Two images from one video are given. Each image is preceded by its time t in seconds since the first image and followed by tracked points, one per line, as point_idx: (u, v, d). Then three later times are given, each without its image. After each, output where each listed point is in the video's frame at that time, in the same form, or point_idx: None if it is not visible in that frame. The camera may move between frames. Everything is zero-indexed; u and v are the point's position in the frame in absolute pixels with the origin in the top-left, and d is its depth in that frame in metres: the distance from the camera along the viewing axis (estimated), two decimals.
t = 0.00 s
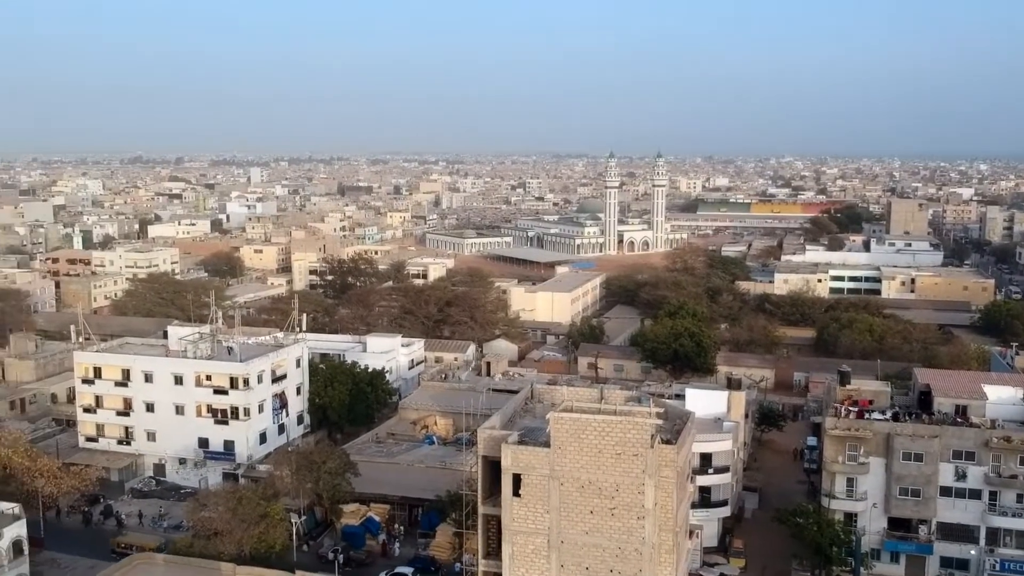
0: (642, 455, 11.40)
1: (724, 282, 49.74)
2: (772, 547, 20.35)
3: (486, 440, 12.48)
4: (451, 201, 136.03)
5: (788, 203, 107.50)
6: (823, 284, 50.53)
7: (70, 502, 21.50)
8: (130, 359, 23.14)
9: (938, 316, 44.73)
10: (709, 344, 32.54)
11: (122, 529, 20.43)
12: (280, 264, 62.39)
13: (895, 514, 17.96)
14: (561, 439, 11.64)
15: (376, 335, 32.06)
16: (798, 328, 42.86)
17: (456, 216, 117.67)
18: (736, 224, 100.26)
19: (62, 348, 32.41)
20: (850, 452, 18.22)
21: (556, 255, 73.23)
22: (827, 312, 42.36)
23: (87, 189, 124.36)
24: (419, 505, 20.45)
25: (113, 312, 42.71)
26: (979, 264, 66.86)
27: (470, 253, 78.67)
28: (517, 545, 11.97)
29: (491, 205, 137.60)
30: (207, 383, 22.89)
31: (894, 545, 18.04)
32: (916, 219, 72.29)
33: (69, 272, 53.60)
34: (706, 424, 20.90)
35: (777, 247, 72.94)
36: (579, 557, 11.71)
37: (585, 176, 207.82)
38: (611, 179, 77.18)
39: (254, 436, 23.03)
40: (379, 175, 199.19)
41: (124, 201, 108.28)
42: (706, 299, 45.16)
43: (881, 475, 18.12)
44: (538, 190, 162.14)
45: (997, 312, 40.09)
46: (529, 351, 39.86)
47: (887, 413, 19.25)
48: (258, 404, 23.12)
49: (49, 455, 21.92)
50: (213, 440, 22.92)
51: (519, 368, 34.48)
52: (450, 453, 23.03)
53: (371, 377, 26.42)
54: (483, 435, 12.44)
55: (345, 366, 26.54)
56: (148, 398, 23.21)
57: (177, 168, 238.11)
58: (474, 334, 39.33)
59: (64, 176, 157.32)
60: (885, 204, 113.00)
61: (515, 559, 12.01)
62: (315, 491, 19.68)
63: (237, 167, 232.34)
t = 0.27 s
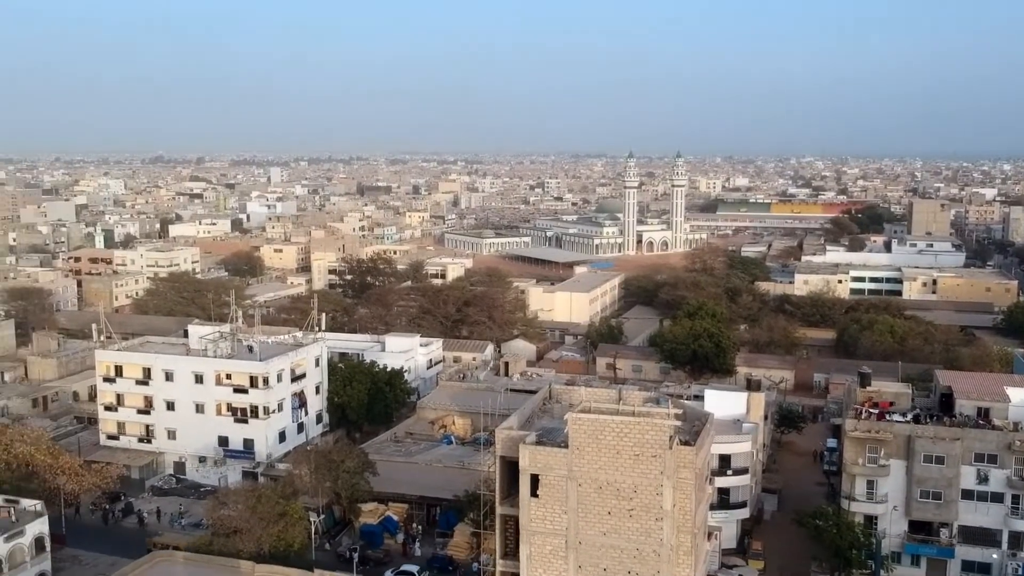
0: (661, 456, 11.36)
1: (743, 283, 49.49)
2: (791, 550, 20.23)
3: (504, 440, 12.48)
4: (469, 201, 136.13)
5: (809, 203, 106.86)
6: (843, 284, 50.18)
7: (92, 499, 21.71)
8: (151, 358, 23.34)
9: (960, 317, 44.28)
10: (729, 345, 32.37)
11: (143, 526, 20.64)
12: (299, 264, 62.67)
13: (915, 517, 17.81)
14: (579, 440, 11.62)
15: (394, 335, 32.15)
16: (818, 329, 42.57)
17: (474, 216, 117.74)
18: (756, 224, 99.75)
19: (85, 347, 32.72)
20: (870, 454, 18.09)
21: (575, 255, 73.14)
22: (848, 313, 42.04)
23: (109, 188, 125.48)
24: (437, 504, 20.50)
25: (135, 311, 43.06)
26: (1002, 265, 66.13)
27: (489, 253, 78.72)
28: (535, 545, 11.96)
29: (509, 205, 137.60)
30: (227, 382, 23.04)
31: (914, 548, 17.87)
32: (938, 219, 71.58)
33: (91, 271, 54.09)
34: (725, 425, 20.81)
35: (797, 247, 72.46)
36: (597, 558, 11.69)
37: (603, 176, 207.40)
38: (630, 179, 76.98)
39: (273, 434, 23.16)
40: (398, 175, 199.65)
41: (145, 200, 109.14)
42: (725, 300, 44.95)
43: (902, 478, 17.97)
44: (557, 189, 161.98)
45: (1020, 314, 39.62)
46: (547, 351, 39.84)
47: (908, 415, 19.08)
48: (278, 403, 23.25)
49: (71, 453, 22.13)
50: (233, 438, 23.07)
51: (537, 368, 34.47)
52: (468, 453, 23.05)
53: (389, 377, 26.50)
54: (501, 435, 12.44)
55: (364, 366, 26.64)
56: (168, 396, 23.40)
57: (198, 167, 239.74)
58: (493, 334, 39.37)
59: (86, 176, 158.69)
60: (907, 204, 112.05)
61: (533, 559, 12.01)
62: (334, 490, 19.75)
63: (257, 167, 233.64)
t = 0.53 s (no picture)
0: (680, 457, 11.32)
1: (763, 283, 49.22)
2: (810, 552, 20.09)
3: (522, 441, 12.47)
4: (488, 201, 136.23)
5: (830, 203, 106.14)
6: (864, 285, 49.81)
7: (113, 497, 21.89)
8: (172, 357, 23.53)
9: (983, 319, 43.81)
10: (748, 346, 32.19)
11: (163, 524, 20.81)
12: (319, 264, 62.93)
13: (936, 520, 17.64)
14: (597, 440, 11.59)
15: (412, 334, 32.24)
16: (839, 330, 42.26)
17: (493, 216, 117.79)
18: (776, 224, 99.18)
19: (106, 345, 33.03)
20: (890, 457, 17.94)
21: (594, 256, 73.01)
22: (869, 315, 41.71)
23: (131, 188, 126.63)
24: (455, 504, 20.52)
25: (156, 310, 43.44)
26: None
27: (507, 253, 78.73)
28: (552, 546, 11.95)
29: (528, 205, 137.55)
30: (246, 381, 23.19)
31: (935, 551, 17.71)
32: (961, 219, 70.85)
33: (113, 270, 54.59)
34: (744, 427, 20.70)
35: (818, 248, 71.93)
36: (615, 559, 11.67)
37: (622, 176, 206.87)
38: (649, 179, 76.75)
39: (292, 433, 23.28)
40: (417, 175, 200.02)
41: (166, 200, 110.05)
42: (744, 300, 44.74)
43: (923, 481, 17.81)
44: (576, 190, 161.75)
45: None
46: (565, 351, 39.81)
47: (929, 417, 18.91)
48: (297, 402, 23.38)
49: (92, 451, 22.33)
50: (253, 437, 23.22)
51: (555, 368, 34.42)
52: (486, 453, 23.06)
53: (407, 376, 26.58)
54: (519, 435, 12.43)
55: (382, 365, 26.73)
56: (188, 394, 23.57)
57: (219, 167, 241.43)
58: (511, 334, 39.39)
59: (109, 176, 160.15)
60: (929, 205, 111.06)
61: (551, 560, 11.99)
62: (352, 489, 19.82)
63: (278, 168, 235.03)
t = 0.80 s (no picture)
0: (698, 459, 11.27)
1: (783, 284, 48.95)
2: (830, 554, 19.95)
3: (540, 441, 12.46)
4: (507, 201, 136.32)
5: (851, 203, 105.40)
6: (885, 286, 49.40)
7: (133, 495, 22.07)
8: (192, 355, 23.71)
9: (1006, 320, 43.34)
10: (768, 347, 32.01)
11: (183, 522, 20.98)
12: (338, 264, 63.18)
13: (957, 523, 17.47)
14: (615, 441, 11.56)
15: (431, 334, 32.30)
16: (860, 331, 41.95)
17: (512, 216, 117.87)
18: (796, 225, 98.59)
19: (128, 344, 33.31)
20: (911, 459, 17.81)
21: (612, 256, 72.86)
22: (890, 316, 41.37)
23: (152, 188, 127.75)
24: (473, 503, 20.54)
25: (177, 309, 43.78)
26: None
27: (526, 253, 78.73)
28: (570, 546, 11.94)
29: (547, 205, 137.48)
30: (266, 380, 23.32)
31: (957, 555, 17.54)
32: (984, 220, 70.12)
33: (134, 269, 55.06)
34: (764, 428, 20.59)
35: (838, 248, 71.41)
36: (633, 560, 11.65)
37: (641, 176, 206.34)
38: (668, 180, 76.51)
39: (311, 432, 23.38)
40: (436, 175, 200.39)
41: (187, 200, 110.88)
42: (764, 301, 44.49)
43: (944, 484, 17.63)
44: (595, 190, 161.49)
45: None
46: (584, 351, 39.76)
47: (951, 419, 18.73)
48: (316, 400, 23.48)
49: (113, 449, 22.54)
50: (272, 436, 23.35)
51: (574, 369, 34.39)
52: (504, 453, 23.07)
53: (426, 376, 26.65)
54: (537, 435, 12.42)
55: (401, 365, 26.79)
56: (209, 393, 23.72)
57: (240, 167, 243.08)
58: (529, 334, 39.37)
59: (131, 176, 161.55)
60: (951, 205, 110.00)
61: (569, 561, 11.97)
62: (371, 488, 19.89)
63: (297, 167, 236.27)
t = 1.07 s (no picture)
0: (717, 460, 11.23)
1: (804, 285, 48.61)
2: (851, 557, 19.79)
3: (558, 441, 12.45)
4: (526, 201, 136.29)
5: (872, 203, 104.54)
6: (907, 288, 48.95)
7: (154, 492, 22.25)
8: (213, 354, 23.86)
9: None
10: (789, 348, 31.81)
11: (203, 520, 21.12)
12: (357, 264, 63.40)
13: (980, 526, 17.27)
14: (634, 442, 11.53)
15: (449, 334, 32.34)
16: (881, 333, 41.58)
17: (530, 215, 117.83)
18: (817, 225, 97.91)
19: (149, 342, 33.61)
20: (933, 462, 17.62)
21: (632, 256, 72.66)
22: (912, 317, 40.98)
23: (174, 188, 128.81)
24: (491, 503, 20.54)
25: (198, 308, 44.11)
26: None
27: (545, 253, 78.68)
28: (588, 547, 11.91)
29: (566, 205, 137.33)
30: (286, 378, 23.45)
31: (979, 558, 17.31)
32: (1008, 220, 69.31)
33: (155, 268, 55.52)
34: (784, 430, 20.47)
35: (860, 249, 70.82)
36: (651, 561, 11.60)
37: (661, 176, 205.67)
38: (688, 180, 76.19)
39: (330, 431, 23.49)
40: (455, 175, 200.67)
41: (208, 199, 111.74)
42: (784, 302, 44.21)
43: (967, 487, 17.46)
44: (614, 190, 161.12)
45: None
46: (602, 352, 39.69)
47: (974, 422, 18.53)
48: (336, 399, 23.58)
49: (135, 447, 22.73)
50: (292, 434, 23.47)
51: (593, 369, 34.33)
52: (522, 453, 23.07)
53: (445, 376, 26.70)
54: (555, 436, 12.41)
55: (419, 365, 26.85)
56: (229, 392, 23.88)
57: (260, 167, 244.62)
58: (548, 334, 39.35)
59: (152, 176, 162.66)
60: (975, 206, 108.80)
61: (587, 561, 11.95)
62: (389, 488, 19.93)
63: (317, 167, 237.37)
